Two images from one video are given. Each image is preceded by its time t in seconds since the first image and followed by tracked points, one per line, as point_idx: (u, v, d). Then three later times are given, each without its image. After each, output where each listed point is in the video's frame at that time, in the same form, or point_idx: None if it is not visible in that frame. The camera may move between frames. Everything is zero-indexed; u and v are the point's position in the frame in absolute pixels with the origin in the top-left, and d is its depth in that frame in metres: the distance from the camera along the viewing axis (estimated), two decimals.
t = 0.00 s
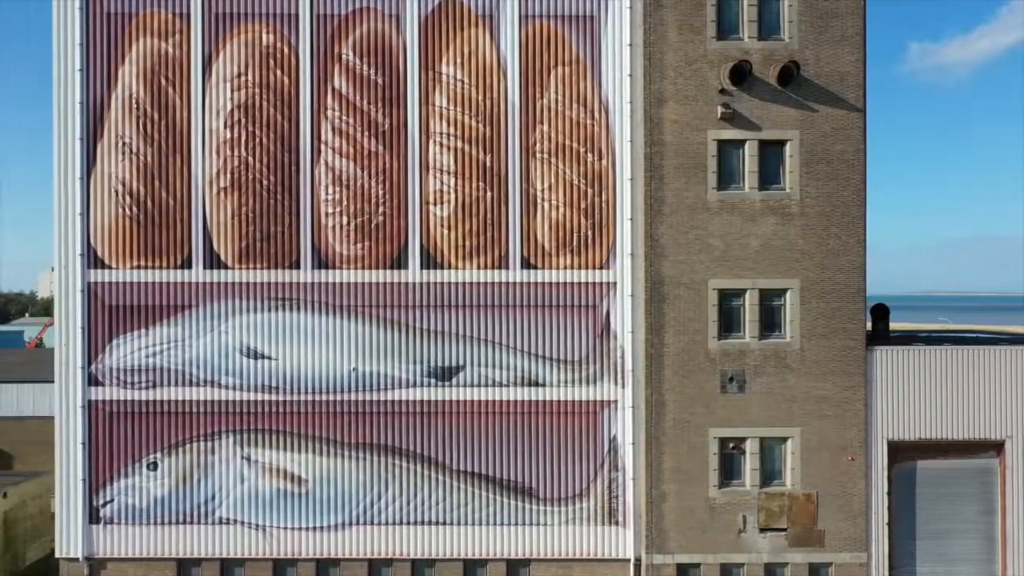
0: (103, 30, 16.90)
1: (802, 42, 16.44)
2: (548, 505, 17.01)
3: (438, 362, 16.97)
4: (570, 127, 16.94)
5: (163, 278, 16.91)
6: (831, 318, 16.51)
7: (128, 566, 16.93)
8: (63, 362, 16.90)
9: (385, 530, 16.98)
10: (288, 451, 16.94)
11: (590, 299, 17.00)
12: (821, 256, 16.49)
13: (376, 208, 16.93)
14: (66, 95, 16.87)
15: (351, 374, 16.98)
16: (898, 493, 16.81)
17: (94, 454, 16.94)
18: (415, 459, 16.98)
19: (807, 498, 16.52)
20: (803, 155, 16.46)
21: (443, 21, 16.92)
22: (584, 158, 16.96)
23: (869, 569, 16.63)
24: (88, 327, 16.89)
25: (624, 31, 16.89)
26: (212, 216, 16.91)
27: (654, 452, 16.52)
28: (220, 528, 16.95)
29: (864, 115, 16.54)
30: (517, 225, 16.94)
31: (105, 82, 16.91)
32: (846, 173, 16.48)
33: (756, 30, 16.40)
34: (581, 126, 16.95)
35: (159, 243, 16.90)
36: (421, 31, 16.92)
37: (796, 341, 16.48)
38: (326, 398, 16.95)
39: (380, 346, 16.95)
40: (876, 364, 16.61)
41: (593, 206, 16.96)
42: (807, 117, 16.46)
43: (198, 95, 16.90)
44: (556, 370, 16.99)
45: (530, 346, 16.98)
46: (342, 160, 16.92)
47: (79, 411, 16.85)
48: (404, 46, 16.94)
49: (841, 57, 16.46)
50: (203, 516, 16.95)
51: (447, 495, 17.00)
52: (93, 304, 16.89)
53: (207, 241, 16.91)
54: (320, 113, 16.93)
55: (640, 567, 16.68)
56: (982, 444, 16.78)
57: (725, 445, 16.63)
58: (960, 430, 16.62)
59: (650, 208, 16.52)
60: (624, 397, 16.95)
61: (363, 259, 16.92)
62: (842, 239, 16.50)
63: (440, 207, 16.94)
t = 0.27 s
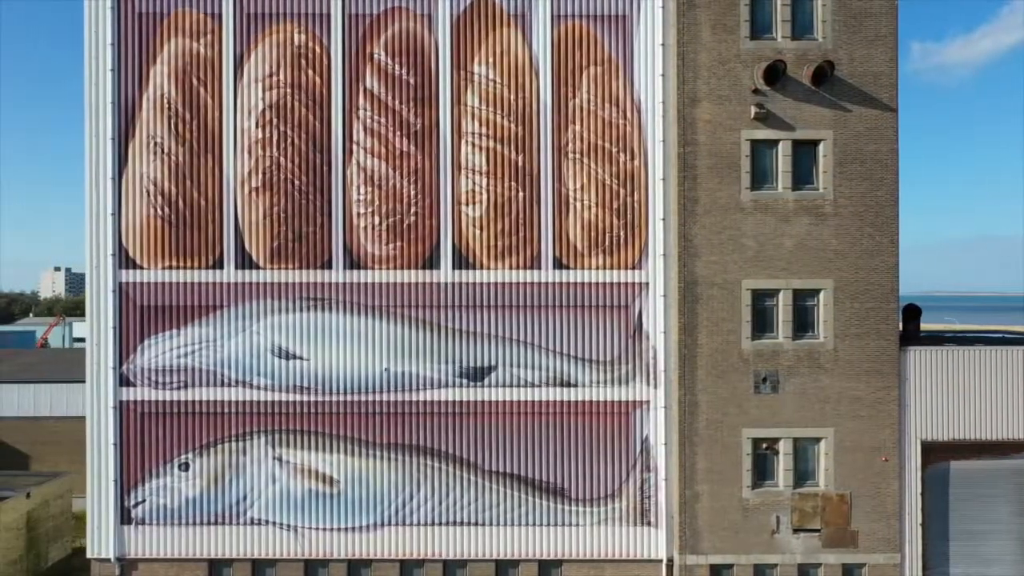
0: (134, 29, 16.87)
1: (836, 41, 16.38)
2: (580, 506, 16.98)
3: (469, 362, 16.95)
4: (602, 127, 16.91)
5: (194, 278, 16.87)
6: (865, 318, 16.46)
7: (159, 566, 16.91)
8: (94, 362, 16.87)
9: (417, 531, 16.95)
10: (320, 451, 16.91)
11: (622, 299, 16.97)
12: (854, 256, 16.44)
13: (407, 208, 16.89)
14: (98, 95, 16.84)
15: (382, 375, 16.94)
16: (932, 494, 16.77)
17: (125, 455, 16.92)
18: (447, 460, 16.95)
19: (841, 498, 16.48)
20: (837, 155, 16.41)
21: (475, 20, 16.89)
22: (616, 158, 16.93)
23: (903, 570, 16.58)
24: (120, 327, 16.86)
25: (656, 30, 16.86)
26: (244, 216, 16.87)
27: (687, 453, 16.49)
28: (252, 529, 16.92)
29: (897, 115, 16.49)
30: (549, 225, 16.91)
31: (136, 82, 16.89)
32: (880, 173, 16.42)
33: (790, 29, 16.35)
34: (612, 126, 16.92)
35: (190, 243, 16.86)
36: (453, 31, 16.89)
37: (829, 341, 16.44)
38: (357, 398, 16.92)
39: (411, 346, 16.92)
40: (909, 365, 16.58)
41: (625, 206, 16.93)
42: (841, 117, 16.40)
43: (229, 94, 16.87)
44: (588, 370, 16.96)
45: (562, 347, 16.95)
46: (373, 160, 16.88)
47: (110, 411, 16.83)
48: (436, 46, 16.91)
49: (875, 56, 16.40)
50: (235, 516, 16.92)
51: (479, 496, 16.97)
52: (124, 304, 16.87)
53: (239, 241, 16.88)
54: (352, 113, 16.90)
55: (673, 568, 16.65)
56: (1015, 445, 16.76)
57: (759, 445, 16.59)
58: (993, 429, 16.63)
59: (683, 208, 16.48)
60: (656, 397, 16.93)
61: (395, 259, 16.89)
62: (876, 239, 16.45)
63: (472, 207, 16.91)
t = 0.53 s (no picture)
0: (165, 29, 16.84)
1: (869, 41, 16.36)
2: (612, 507, 16.96)
3: (501, 363, 16.91)
4: (634, 128, 16.89)
5: (225, 278, 16.84)
6: (898, 319, 16.43)
7: (190, 567, 16.89)
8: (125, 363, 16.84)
9: (449, 532, 16.92)
10: (351, 452, 16.88)
11: (654, 299, 16.94)
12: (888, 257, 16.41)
13: (439, 209, 16.87)
14: (129, 95, 16.81)
15: (414, 375, 16.90)
16: (964, 494, 16.74)
17: (156, 455, 16.89)
18: (479, 461, 16.91)
19: (874, 499, 16.44)
20: (870, 155, 16.37)
21: (507, 20, 16.86)
22: (648, 158, 16.90)
23: (936, 571, 16.55)
24: (151, 328, 16.83)
25: (688, 31, 16.84)
26: (275, 217, 16.84)
27: (720, 454, 16.47)
28: (283, 530, 16.88)
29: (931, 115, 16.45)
30: (581, 226, 16.89)
31: (168, 82, 16.86)
32: (913, 173, 16.38)
33: (823, 29, 16.33)
34: (645, 126, 16.90)
35: (222, 244, 16.83)
36: (485, 31, 16.86)
37: (863, 342, 16.40)
38: (389, 399, 16.88)
39: (443, 347, 16.88)
40: (942, 365, 16.55)
41: (658, 207, 16.91)
42: (874, 117, 16.37)
43: (261, 94, 16.83)
44: (620, 371, 16.93)
45: (594, 347, 16.93)
46: (405, 160, 16.85)
47: (142, 412, 16.79)
48: (468, 46, 16.87)
49: (908, 56, 16.37)
50: (266, 517, 16.89)
51: (510, 497, 16.93)
52: (155, 305, 16.83)
53: (271, 242, 16.85)
54: (383, 113, 16.86)
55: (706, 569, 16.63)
56: None
57: (791, 446, 16.56)
58: None
59: (716, 208, 16.45)
60: (689, 398, 16.91)
61: (426, 260, 16.86)
62: (909, 239, 16.41)
63: (504, 208, 16.88)
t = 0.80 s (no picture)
0: (196, 29, 16.82)
1: (902, 41, 16.31)
2: (643, 508, 16.93)
3: (532, 364, 16.87)
4: (666, 128, 16.85)
5: (256, 279, 16.82)
6: (931, 320, 16.39)
7: (221, 568, 16.87)
8: (156, 364, 16.82)
9: (480, 533, 16.89)
10: (382, 454, 16.85)
11: (686, 300, 16.91)
12: (921, 258, 16.38)
13: (470, 209, 16.84)
14: (160, 96, 16.79)
15: (445, 376, 16.87)
16: (997, 496, 16.71)
17: (186, 456, 16.87)
18: (510, 462, 16.88)
19: (907, 500, 16.40)
20: (903, 156, 16.34)
21: (538, 20, 16.83)
22: (680, 159, 16.87)
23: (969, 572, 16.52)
24: (182, 329, 16.80)
25: (720, 31, 16.81)
26: (306, 217, 16.81)
27: (753, 455, 16.44)
28: (314, 531, 16.86)
29: (964, 115, 16.41)
30: (612, 226, 16.86)
31: (199, 82, 16.83)
32: (946, 174, 16.34)
33: (856, 29, 16.29)
34: (676, 126, 16.86)
35: (252, 244, 16.81)
36: (516, 31, 16.83)
37: (896, 343, 16.37)
38: (420, 400, 16.84)
39: (474, 347, 16.85)
40: (975, 366, 16.52)
41: (689, 207, 16.88)
42: (907, 117, 16.33)
43: (292, 95, 16.81)
44: (651, 372, 16.89)
45: (625, 348, 16.89)
46: (436, 160, 16.82)
47: (172, 412, 16.77)
48: (499, 46, 16.84)
49: (942, 56, 16.33)
50: (296, 519, 16.87)
51: (541, 498, 16.90)
52: (186, 305, 16.81)
53: (301, 242, 16.82)
54: (414, 113, 16.83)
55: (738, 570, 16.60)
56: None
57: (824, 447, 16.53)
58: None
59: (749, 208, 16.42)
60: (720, 399, 16.87)
61: (457, 260, 16.83)
62: (943, 240, 16.37)
63: (535, 208, 16.85)
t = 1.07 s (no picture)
0: (227, 30, 16.81)
1: (935, 41, 16.27)
2: (675, 509, 16.89)
3: (563, 365, 16.84)
4: (697, 128, 16.82)
5: (287, 280, 16.80)
6: (964, 320, 16.35)
7: (252, 569, 16.85)
8: (187, 365, 16.81)
9: (511, 534, 16.86)
10: (413, 455, 16.82)
11: (717, 301, 16.87)
12: (954, 258, 16.33)
13: (501, 210, 16.80)
14: (191, 96, 16.79)
15: (476, 377, 16.84)
16: None
17: (217, 457, 16.86)
18: (541, 463, 16.85)
19: (940, 502, 16.37)
20: (937, 156, 16.29)
21: (570, 20, 16.79)
22: (711, 159, 16.84)
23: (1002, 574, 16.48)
24: (213, 329, 16.80)
25: (751, 31, 16.78)
26: (337, 218, 16.79)
27: (786, 456, 16.40)
28: (345, 532, 16.84)
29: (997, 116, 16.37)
30: (644, 227, 16.83)
31: (229, 83, 16.81)
32: (979, 174, 16.30)
33: (889, 30, 16.25)
34: (708, 127, 16.83)
35: (283, 245, 16.80)
36: (547, 31, 16.79)
37: (929, 344, 16.33)
38: (451, 400, 16.81)
39: (505, 348, 16.82)
40: (1008, 367, 16.49)
41: (721, 208, 16.84)
42: (940, 117, 16.29)
43: (323, 95, 16.79)
44: (683, 373, 16.86)
45: (657, 349, 16.86)
46: (467, 161, 16.79)
47: (203, 413, 16.76)
48: (530, 46, 16.81)
49: (975, 56, 16.28)
50: (327, 520, 16.84)
51: (573, 499, 16.86)
52: (217, 306, 16.80)
53: (332, 243, 16.80)
54: (445, 113, 16.80)
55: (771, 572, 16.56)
56: None
57: (856, 448, 16.49)
58: None
59: (781, 209, 16.39)
60: (752, 400, 16.84)
61: (489, 261, 16.80)
62: (976, 241, 16.33)
63: (566, 209, 16.81)
